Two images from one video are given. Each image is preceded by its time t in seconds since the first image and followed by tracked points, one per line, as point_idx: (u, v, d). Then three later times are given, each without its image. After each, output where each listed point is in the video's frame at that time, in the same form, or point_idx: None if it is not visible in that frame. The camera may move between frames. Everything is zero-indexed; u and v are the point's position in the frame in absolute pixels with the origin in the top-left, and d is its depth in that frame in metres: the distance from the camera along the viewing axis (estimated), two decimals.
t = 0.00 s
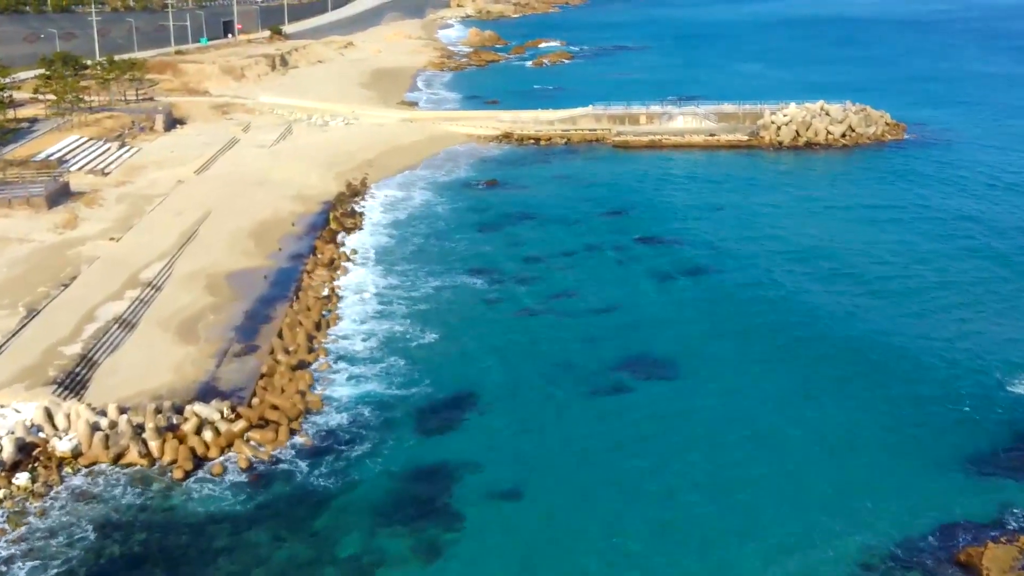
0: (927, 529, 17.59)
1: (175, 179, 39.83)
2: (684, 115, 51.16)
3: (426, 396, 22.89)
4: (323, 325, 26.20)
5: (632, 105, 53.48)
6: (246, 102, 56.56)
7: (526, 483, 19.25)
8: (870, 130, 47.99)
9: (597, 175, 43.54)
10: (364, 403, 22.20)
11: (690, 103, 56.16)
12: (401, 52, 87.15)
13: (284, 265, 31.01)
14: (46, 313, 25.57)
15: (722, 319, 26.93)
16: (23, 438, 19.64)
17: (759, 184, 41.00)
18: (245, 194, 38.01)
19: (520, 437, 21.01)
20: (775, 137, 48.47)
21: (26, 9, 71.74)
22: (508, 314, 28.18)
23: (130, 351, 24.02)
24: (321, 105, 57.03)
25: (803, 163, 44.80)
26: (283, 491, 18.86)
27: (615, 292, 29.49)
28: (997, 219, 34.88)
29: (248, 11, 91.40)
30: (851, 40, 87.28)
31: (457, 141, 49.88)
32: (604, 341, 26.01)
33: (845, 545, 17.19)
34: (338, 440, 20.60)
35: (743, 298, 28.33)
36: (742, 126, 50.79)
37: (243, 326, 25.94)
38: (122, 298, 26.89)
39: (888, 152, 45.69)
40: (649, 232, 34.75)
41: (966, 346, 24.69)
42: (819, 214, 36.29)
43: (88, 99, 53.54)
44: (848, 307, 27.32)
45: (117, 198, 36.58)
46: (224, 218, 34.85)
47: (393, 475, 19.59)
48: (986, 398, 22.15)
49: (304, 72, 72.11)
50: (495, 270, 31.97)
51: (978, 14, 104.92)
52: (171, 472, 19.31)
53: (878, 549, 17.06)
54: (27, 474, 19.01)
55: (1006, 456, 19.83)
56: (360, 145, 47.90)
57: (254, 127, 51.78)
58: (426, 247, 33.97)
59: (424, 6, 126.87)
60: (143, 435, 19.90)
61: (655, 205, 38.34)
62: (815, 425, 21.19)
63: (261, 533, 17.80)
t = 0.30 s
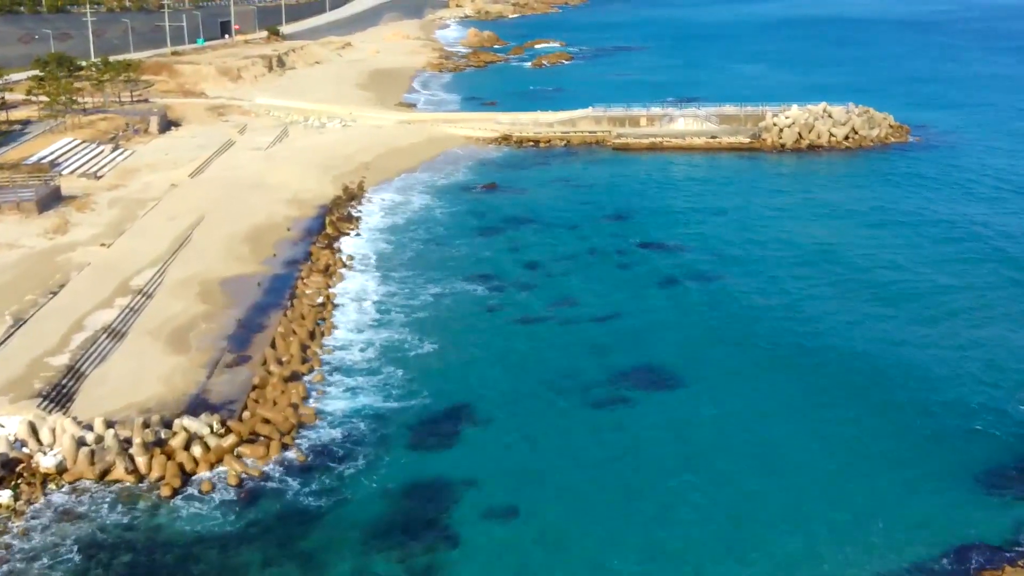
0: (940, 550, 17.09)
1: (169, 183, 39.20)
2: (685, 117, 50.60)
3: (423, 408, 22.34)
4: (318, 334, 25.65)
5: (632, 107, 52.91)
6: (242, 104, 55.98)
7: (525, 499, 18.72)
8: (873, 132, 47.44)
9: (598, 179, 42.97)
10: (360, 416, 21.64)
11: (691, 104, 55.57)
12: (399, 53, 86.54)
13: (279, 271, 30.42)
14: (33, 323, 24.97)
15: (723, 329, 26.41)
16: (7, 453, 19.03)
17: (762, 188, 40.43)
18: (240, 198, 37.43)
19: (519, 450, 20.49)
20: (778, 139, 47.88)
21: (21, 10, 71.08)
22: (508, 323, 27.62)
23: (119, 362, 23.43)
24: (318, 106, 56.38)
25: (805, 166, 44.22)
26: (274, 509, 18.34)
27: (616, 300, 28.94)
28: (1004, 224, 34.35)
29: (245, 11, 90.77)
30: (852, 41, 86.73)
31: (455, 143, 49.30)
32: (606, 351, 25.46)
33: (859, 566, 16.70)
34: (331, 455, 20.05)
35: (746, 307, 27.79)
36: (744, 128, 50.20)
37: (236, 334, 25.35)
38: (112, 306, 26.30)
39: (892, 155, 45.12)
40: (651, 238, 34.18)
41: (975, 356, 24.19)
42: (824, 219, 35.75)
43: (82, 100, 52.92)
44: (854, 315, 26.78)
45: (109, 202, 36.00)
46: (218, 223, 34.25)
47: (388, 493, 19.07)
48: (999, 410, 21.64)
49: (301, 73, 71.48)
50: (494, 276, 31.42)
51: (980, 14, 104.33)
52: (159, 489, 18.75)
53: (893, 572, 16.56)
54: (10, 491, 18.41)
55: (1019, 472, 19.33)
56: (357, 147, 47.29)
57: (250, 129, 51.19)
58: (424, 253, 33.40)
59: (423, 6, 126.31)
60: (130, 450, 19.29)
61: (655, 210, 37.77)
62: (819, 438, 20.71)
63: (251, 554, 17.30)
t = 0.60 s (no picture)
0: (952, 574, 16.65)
1: (161, 186, 38.54)
2: (686, 119, 50.03)
3: (419, 422, 21.78)
4: (312, 343, 25.03)
5: (632, 109, 52.32)
6: (238, 106, 55.37)
7: (523, 518, 18.27)
8: (877, 134, 46.86)
9: (598, 182, 42.39)
10: (355, 431, 21.11)
11: (692, 107, 55.00)
12: (398, 53, 85.91)
13: (272, 278, 29.81)
14: (19, 332, 24.39)
15: (725, 337, 25.94)
16: None
17: (764, 192, 39.85)
18: (234, 202, 36.82)
19: (517, 465, 20.03)
20: (780, 142, 47.24)
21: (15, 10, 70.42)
22: (508, 330, 27.07)
23: (107, 373, 22.84)
24: (315, 108, 55.77)
25: (808, 169, 43.64)
26: (264, 529, 17.79)
27: (617, 307, 28.36)
28: (1012, 230, 33.79)
29: (243, 12, 90.10)
30: (854, 42, 86.20)
31: (454, 146, 48.70)
32: (608, 362, 24.91)
33: None
34: (325, 473, 19.52)
35: (751, 316, 27.22)
36: (745, 131, 49.60)
37: (227, 344, 24.72)
38: (101, 314, 25.70)
39: (896, 158, 44.55)
40: (653, 243, 33.59)
41: (987, 371, 23.68)
42: (828, 224, 35.16)
43: (76, 101, 52.29)
44: (862, 327, 26.27)
45: (101, 206, 35.37)
46: (211, 228, 33.65)
47: (384, 513, 18.54)
48: (1013, 426, 21.16)
49: (298, 75, 70.85)
50: (493, 283, 30.84)
51: (982, 15, 103.80)
52: (144, 507, 18.14)
53: None
54: None
55: None
56: (354, 149, 46.67)
57: (246, 131, 50.60)
58: (423, 258, 32.83)
59: (422, 7, 125.74)
60: (115, 466, 18.67)
61: (658, 214, 37.15)
62: (822, 450, 20.40)
63: None
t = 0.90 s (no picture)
0: None
1: (154, 190, 37.88)
2: (687, 121, 49.44)
3: (416, 437, 21.21)
4: (305, 353, 24.43)
5: (632, 110, 51.75)
6: (233, 107, 54.75)
7: (523, 540, 17.80)
8: (880, 137, 46.31)
9: (598, 185, 41.82)
10: (351, 446, 20.56)
11: (692, 108, 54.41)
12: (395, 54, 85.28)
13: (265, 284, 29.19)
14: (4, 342, 23.78)
15: (728, 347, 25.43)
16: None
17: (766, 196, 39.30)
18: (229, 206, 36.21)
19: (516, 482, 19.54)
20: (782, 144, 46.65)
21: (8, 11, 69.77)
22: (508, 339, 26.50)
23: (93, 385, 22.22)
24: (311, 110, 55.15)
25: (811, 173, 43.06)
26: (253, 552, 17.24)
27: (618, 314, 27.80)
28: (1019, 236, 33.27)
29: (239, 12, 89.42)
30: (855, 43, 85.66)
31: (452, 147, 48.11)
32: (609, 373, 24.35)
33: None
34: (318, 492, 18.97)
35: (754, 325, 26.69)
36: (747, 133, 49.01)
37: (217, 354, 24.07)
38: (89, 323, 25.08)
39: (900, 161, 43.99)
40: (654, 249, 33.01)
41: (998, 384, 23.18)
42: (832, 230, 34.64)
43: (69, 103, 51.64)
44: (869, 338, 25.75)
45: (92, 210, 34.75)
46: (204, 233, 33.05)
47: (378, 534, 18.02)
48: None
49: (295, 75, 70.24)
50: (493, 289, 30.28)
51: (982, 16, 103.36)
52: (129, 527, 17.52)
53: None
54: None
55: None
56: (351, 152, 46.05)
57: (241, 133, 49.99)
58: (421, 264, 32.26)
59: (420, 7, 125.16)
60: (99, 484, 18.04)
61: (660, 218, 36.56)
62: (825, 464, 20.09)
63: None
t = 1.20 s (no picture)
0: None
1: (146, 195, 37.21)
2: (688, 123, 48.80)
3: (413, 453, 20.64)
4: (298, 364, 23.80)
5: (633, 112, 51.12)
6: (229, 109, 54.12)
7: (520, 567, 17.31)
8: (884, 139, 45.69)
9: (597, 189, 41.22)
10: (347, 463, 19.97)
11: (692, 111, 53.83)
12: (393, 55, 84.64)
13: (257, 292, 28.55)
14: None
15: (733, 361, 24.94)
16: None
17: (769, 201, 38.69)
18: (222, 211, 35.59)
19: (515, 504, 19.03)
20: (784, 147, 46.03)
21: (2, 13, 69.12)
22: (507, 350, 25.90)
23: (79, 398, 21.59)
24: (308, 112, 54.51)
25: (814, 176, 42.44)
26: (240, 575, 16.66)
27: (619, 324, 27.22)
28: None
29: (236, 12, 88.73)
30: (857, 44, 85.02)
31: (450, 150, 47.49)
32: (611, 386, 23.80)
33: None
34: (310, 512, 18.39)
35: (758, 338, 26.13)
36: (748, 135, 48.38)
37: (206, 365, 23.44)
38: (76, 333, 24.45)
39: (904, 165, 43.39)
40: (657, 255, 32.40)
41: (1008, 404, 22.71)
42: (837, 236, 34.06)
43: (61, 105, 50.98)
44: (877, 353, 25.22)
45: (82, 215, 34.11)
46: (197, 238, 32.43)
47: (372, 558, 17.47)
48: None
49: (292, 77, 69.62)
50: (491, 297, 29.69)
51: (984, 17, 102.82)
52: (112, 548, 16.89)
53: None
54: None
55: None
56: (347, 154, 45.41)
57: (236, 135, 49.35)
58: (420, 271, 31.68)
59: (419, 7, 124.51)
60: (82, 503, 17.42)
61: (661, 223, 35.92)
62: (826, 488, 19.73)
63: None
